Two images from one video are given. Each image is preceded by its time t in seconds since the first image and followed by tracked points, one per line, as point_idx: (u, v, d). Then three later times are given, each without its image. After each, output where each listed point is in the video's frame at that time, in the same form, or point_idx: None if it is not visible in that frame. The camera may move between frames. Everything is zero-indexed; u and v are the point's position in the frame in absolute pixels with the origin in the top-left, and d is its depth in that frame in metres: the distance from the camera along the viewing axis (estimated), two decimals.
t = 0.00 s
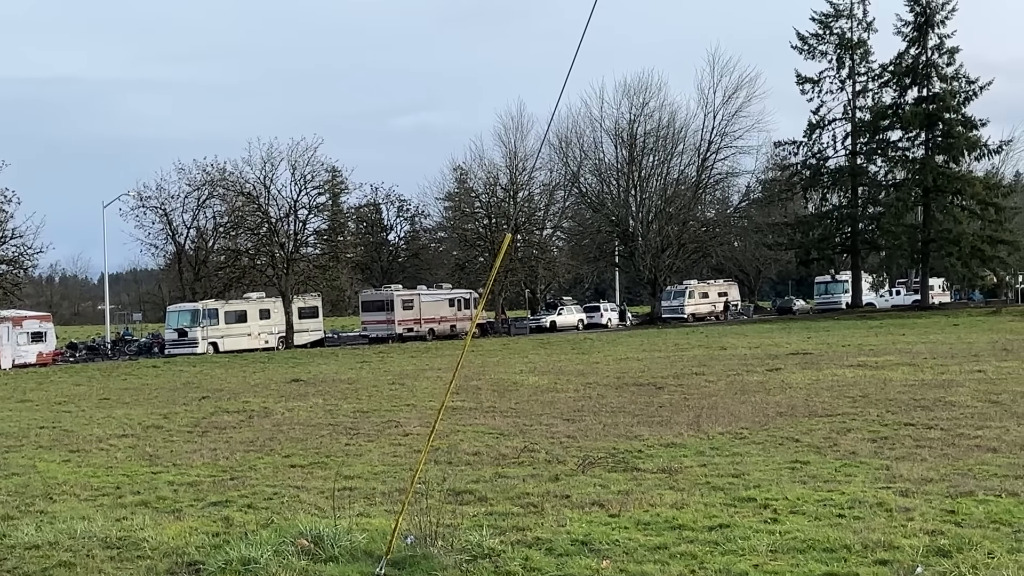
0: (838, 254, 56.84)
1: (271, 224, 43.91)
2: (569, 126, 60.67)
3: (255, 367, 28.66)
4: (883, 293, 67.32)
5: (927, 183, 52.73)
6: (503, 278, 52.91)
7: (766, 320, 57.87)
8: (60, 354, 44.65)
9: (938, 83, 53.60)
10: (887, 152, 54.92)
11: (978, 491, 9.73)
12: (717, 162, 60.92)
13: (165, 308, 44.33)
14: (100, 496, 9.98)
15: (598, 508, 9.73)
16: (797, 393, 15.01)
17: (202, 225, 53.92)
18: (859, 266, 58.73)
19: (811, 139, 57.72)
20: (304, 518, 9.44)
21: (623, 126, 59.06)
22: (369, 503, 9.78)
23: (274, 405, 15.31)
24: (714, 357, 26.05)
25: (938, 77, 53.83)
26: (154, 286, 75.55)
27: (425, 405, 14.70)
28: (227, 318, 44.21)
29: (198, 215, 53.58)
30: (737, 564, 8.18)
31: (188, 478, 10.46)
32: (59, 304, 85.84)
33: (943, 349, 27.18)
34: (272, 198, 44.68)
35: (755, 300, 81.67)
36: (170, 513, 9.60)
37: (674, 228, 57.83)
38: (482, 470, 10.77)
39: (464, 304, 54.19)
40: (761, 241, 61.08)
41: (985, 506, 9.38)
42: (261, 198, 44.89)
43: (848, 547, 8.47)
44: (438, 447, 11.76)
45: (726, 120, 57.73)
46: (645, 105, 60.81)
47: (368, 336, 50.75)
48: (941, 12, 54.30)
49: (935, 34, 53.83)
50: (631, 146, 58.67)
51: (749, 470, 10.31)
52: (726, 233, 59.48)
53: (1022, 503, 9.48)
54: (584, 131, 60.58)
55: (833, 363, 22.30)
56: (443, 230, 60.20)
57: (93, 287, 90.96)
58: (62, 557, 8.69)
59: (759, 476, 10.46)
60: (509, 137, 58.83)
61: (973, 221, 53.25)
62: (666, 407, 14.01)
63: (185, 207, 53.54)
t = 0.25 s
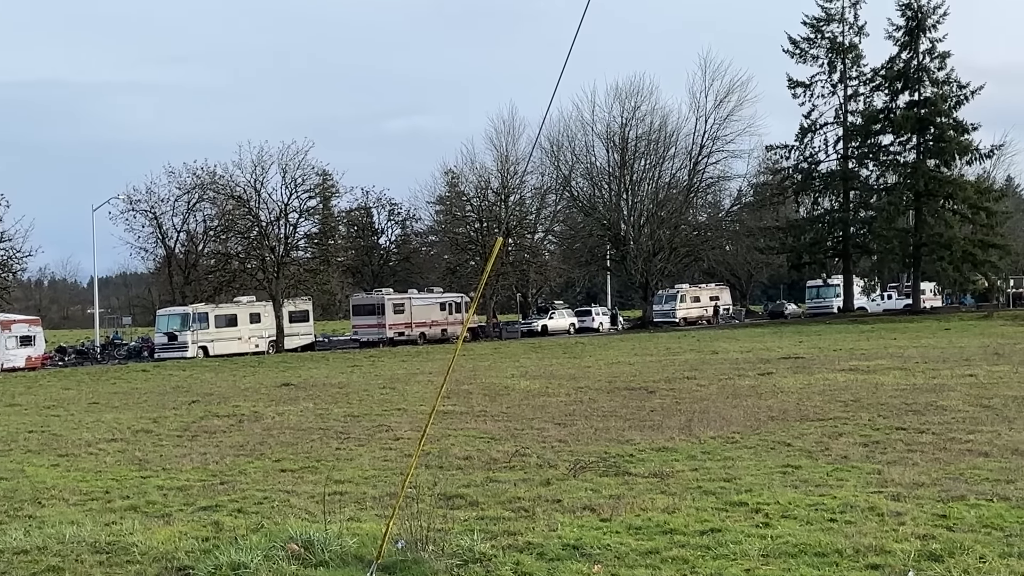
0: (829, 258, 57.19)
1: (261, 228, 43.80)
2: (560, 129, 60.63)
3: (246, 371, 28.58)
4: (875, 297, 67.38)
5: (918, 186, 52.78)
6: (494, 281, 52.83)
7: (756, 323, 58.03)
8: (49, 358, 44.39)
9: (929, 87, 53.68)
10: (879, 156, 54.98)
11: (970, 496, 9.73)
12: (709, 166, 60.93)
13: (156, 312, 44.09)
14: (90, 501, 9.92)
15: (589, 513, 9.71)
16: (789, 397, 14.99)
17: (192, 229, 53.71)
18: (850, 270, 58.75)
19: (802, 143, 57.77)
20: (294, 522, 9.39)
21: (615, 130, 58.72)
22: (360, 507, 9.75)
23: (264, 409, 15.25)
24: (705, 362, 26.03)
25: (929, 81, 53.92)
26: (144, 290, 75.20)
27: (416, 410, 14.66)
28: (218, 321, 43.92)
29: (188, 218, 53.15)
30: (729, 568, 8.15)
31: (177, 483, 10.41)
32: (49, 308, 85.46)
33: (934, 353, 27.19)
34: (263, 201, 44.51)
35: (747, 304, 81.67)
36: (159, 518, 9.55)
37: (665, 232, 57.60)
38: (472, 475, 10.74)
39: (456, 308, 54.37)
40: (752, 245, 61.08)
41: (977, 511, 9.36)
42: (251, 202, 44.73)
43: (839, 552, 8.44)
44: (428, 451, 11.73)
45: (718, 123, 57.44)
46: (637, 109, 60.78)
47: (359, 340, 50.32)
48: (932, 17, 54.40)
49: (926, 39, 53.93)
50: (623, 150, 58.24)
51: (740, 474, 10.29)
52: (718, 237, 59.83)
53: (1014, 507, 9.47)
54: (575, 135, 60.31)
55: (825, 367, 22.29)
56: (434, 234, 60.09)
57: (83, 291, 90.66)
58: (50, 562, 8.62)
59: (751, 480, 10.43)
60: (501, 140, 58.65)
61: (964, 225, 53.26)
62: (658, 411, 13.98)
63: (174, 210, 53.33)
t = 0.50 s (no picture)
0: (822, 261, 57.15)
1: (255, 231, 43.53)
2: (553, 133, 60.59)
3: (238, 375, 28.55)
4: (869, 301, 67.46)
5: (912, 190, 52.83)
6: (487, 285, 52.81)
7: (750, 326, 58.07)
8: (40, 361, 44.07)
9: (922, 91, 53.75)
10: (872, 159, 55.05)
11: (963, 500, 9.73)
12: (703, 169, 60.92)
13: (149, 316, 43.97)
14: (82, 505, 9.89)
15: (583, 516, 9.70)
16: (783, 400, 15.00)
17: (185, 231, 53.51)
18: (845, 273, 58.80)
19: (796, 146, 57.82)
20: (287, 526, 9.38)
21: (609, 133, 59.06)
22: (353, 511, 9.73)
23: (257, 412, 15.25)
24: (700, 365, 26.03)
25: (922, 84, 54.00)
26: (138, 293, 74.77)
27: (409, 413, 14.65)
28: (211, 324, 43.85)
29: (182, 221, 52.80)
30: (723, 572, 8.13)
31: (171, 486, 10.38)
32: (42, 311, 85.09)
33: (929, 356, 27.20)
34: (256, 204, 44.38)
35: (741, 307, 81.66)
36: (152, 522, 9.52)
37: (659, 235, 57.53)
38: (465, 478, 10.73)
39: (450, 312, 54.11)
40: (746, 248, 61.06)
41: (970, 514, 9.37)
42: (245, 205, 44.59)
43: (833, 555, 8.44)
44: (421, 455, 11.71)
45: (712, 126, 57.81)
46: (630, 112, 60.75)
47: (353, 344, 50.25)
48: (925, 20, 54.48)
49: (919, 42, 54.00)
50: (617, 152, 58.71)
51: (734, 478, 10.28)
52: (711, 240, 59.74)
53: (1007, 511, 9.48)
54: (569, 139, 60.58)
55: (819, 371, 22.29)
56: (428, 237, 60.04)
57: (75, 294, 90.39)
58: (42, 566, 8.59)
59: (745, 484, 10.43)
60: (494, 143, 58.81)
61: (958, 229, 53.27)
62: (652, 414, 13.98)
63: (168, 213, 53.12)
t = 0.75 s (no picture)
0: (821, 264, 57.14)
1: (245, 233, 43.55)
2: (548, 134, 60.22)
3: (228, 379, 28.38)
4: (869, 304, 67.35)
5: (912, 192, 52.72)
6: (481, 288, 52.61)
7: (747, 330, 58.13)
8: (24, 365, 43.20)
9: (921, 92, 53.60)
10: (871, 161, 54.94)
11: (963, 506, 9.59)
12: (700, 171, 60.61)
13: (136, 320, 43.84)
14: (70, 511, 9.72)
15: (578, 523, 9.56)
16: (781, 405, 14.86)
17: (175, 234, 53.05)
18: (844, 276, 58.72)
19: (795, 148, 57.68)
20: (278, 533, 9.23)
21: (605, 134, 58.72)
22: (345, 517, 9.58)
23: (247, 417, 15.10)
24: (697, 370, 25.87)
25: (922, 85, 53.86)
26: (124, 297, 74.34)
27: (403, 418, 14.51)
28: (201, 328, 43.80)
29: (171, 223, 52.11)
30: None
31: (160, 493, 10.22)
32: (27, 314, 84.65)
33: (930, 361, 27.05)
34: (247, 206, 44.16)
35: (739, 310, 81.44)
36: (141, 528, 9.36)
37: (655, 237, 57.80)
38: (459, 484, 10.58)
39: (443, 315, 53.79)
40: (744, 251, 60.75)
41: (970, 520, 9.23)
42: (235, 207, 44.35)
43: (832, 562, 8.29)
44: (414, 460, 11.56)
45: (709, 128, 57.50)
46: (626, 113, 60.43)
47: (344, 347, 50.07)
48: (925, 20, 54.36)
49: (919, 42, 53.88)
50: (613, 154, 58.32)
51: (732, 484, 10.14)
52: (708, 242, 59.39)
53: (1009, 517, 9.34)
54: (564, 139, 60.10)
55: (819, 375, 22.14)
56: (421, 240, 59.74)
57: (63, 297, 89.72)
58: (27, 573, 8.42)
59: (742, 490, 10.28)
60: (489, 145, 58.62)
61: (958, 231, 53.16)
62: (649, 419, 13.85)
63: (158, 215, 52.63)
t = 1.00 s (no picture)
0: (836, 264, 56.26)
1: (227, 232, 41.53)
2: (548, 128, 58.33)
3: (211, 387, 27.69)
4: (884, 307, 66.73)
5: (933, 189, 52.22)
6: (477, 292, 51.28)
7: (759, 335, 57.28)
8: None
9: (942, 83, 52.75)
10: (889, 156, 54.22)
11: (987, 521, 9.04)
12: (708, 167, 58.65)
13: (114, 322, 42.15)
14: (41, 526, 9.16)
15: (580, 539, 9.02)
16: (793, 414, 14.30)
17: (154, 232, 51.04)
18: (859, 276, 58.07)
19: (809, 142, 56.88)
20: (262, 549, 8.69)
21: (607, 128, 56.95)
22: (333, 532, 9.06)
23: (230, 427, 14.54)
24: (705, 377, 25.23)
25: (942, 77, 53.08)
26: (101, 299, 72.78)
27: (395, 428, 13.98)
28: (182, 332, 42.13)
29: (149, 222, 50.52)
30: None
31: (137, 507, 9.68)
32: None
33: (949, 368, 26.37)
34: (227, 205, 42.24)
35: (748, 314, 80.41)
36: (116, 545, 8.80)
37: (661, 237, 55.75)
38: (454, 498, 10.04)
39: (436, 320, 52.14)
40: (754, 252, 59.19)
41: (995, 536, 8.68)
42: (217, 204, 42.37)
43: None
44: (406, 472, 11.02)
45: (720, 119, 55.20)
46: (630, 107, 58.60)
47: (331, 351, 49.22)
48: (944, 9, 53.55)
49: (939, 32, 53.19)
50: (616, 148, 56.58)
51: (742, 498, 9.59)
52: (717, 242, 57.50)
53: None
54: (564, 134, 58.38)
55: (832, 383, 21.49)
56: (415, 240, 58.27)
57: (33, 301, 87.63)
58: None
59: (753, 504, 9.74)
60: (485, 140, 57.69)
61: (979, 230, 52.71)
62: (653, 430, 13.29)
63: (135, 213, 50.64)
